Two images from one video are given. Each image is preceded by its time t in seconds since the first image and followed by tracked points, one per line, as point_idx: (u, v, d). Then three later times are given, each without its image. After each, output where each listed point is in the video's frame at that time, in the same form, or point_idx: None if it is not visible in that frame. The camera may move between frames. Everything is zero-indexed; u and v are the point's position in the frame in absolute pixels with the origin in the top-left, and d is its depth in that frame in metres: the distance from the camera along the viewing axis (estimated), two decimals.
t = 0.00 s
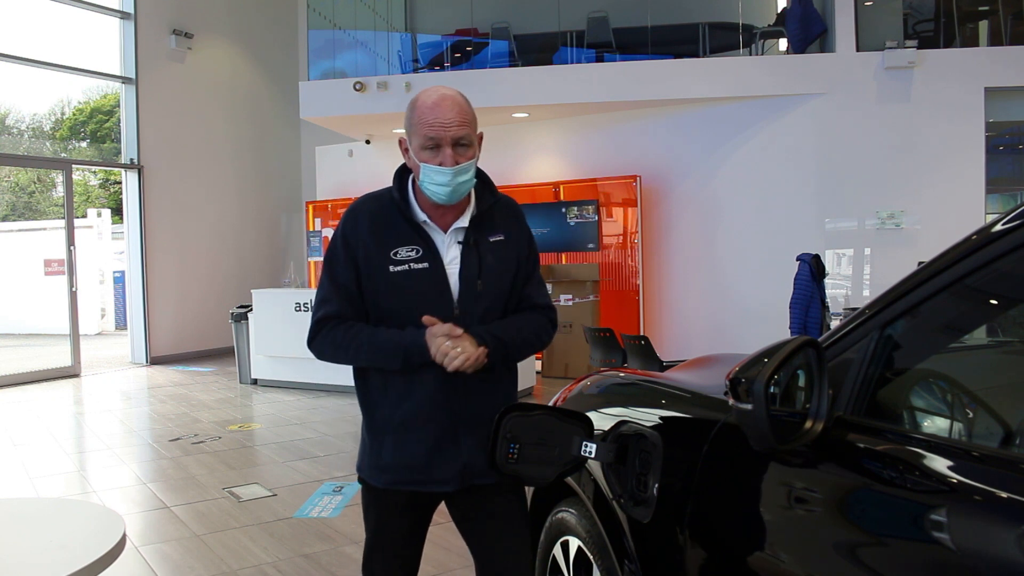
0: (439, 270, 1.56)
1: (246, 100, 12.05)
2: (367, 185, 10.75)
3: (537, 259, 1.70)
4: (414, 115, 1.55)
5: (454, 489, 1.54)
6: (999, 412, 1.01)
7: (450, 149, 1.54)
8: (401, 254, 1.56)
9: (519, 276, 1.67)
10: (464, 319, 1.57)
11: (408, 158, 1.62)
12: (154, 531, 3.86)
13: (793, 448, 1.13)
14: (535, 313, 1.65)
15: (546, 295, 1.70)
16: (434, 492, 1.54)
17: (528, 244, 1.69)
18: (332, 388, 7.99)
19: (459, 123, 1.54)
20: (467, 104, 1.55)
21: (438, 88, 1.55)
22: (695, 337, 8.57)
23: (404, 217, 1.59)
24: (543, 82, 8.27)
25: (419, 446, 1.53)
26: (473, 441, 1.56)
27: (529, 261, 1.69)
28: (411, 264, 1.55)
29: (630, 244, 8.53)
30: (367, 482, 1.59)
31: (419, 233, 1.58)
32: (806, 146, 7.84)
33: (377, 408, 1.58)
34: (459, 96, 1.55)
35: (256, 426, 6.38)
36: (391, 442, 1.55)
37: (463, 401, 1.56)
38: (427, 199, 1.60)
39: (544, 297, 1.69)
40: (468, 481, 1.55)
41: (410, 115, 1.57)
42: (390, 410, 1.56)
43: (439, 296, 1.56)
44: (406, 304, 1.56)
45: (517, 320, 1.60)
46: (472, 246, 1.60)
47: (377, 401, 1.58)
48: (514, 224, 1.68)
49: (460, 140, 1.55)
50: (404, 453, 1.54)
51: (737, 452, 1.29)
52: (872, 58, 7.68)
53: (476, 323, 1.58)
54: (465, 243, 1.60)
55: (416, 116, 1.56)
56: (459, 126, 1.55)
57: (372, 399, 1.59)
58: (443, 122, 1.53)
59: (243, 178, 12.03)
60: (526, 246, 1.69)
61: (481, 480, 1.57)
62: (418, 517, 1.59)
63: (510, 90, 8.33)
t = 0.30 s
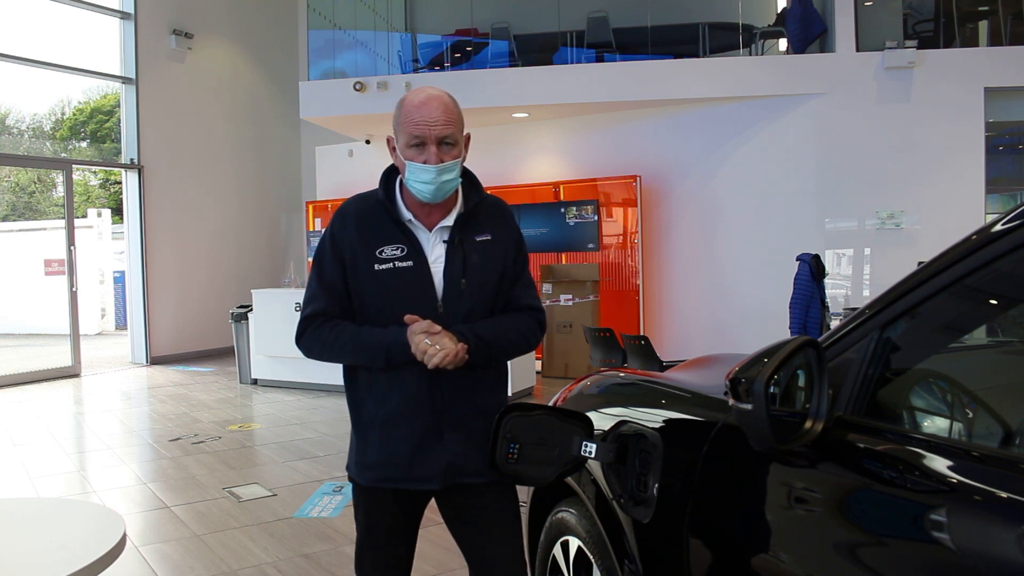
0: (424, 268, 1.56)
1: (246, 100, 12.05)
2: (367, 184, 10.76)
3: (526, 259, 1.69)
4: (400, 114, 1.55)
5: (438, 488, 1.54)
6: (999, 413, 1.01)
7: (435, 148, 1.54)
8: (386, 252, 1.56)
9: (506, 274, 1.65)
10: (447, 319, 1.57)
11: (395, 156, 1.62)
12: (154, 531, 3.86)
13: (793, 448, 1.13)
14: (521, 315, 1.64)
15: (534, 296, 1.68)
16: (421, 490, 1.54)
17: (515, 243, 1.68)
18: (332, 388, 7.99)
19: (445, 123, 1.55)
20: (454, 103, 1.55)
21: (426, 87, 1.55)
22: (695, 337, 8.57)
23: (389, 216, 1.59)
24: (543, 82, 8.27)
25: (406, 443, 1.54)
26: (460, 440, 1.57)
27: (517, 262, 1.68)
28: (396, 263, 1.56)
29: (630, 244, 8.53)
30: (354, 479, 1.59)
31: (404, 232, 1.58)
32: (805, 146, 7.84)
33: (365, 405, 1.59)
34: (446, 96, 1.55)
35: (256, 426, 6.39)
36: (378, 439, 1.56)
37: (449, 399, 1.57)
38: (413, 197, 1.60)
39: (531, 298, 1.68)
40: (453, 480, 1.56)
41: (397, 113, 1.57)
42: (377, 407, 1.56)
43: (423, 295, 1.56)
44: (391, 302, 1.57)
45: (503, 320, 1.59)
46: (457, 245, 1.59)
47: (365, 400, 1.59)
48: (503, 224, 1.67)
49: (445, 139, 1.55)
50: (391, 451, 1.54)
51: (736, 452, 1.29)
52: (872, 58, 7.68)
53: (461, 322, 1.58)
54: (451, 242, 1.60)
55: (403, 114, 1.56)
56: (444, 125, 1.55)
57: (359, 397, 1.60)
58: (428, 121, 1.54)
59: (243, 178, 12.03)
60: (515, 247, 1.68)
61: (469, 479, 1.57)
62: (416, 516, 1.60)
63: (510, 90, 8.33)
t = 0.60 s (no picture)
0: (419, 266, 1.57)
1: (246, 100, 12.05)
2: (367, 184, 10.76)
3: (518, 257, 1.70)
4: (395, 116, 1.55)
5: (437, 486, 1.54)
6: (999, 412, 1.01)
7: (431, 150, 1.54)
8: (381, 252, 1.57)
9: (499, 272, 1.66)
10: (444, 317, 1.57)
11: (388, 158, 1.62)
12: (154, 531, 3.86)
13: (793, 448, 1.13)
14: (516, 311, 1.64)
15: (527, 292, 1.69)
16: (419, 489, 1.54)
17: (507, 241, 1.69)
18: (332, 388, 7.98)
19: (440, 125, 1.55)
20: (448, 106, 1.55)
21: (421, 90, 1.56)
22: (695, 337, 8.57)
23: (382, 216, 1.59)
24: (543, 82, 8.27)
25: (404, 442, 1.54)
26: (457, 438, 1.57)
27: (510, 260, 1.69)
28: (392, 262, 1.56)
29: (630, 244, 8.53)
30: (352, 480, 1.59)
31: (398, 232, 1.58)
32: (806, 146, 7.84)
33: (362, 405, 1.59)
34: (441, 99, 1.55)
35: (256, 426, 6.38)
36: (375, 439, 1.56)
37: (447, 398, 1.57)
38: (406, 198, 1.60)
39: (524, 294, 1.68)
40: (452, 478, 1.56)
41: (392, 116, 1.57)
42: (374, 407, 1.56)
43: (419, 294, 1.56)
44: (386, 301, 1.57)
45: (498, 317, 1.60)
46: (451, 243, 1.60)
47: (362, 401, 1.59)
48: (495, 223, 1.68)
49: (441, 141, 1.55)
50: (389, 451, 1.54)
51: (736, 452, 1.29)
52: (872, 58, 7.68)
53: (456, 320, 1.58)
54: (445, 240, 1.60)
55: (398, 116, 1.55)
56: (440, 126, 1.55)
57: (356, 398, 1.60)
58: (424, 123, 1.54)
59: (243, 178, 12.02)
60: (507, 244, 1.68)
61: (468, 477, 1.57)
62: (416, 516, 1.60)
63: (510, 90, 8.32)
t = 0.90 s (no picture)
0: (421, 267, 1.56)
1: (246, 100, 12.05)
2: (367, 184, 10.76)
3: (517, 257, 1.70)
4: (396, 115, 1.55)
5: (440, 485, 1.54)
6: (999, 412, 1.02)
7: (432, 149, 1.54)
8: (383, 252, 1.56)
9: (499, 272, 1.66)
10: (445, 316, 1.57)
11: (387, 157, 1.62)
12: (154, 531, 3.85)
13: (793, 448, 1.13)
14: (516, 310, 1.64)
15: (527, 291, 1.69)
16: (420, 488, 1.54)
17: (506, 241, 1.69)
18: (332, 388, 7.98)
19: (441, 124, 1.55)
20: (449, 106, 1.56)
21: (422, 89, 1.55)
22: (695, 336, 8.57)
23: (383, 217, 1.59)
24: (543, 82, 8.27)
25: (405, 441, 1.54)
26: (459, 437, 1.57)
27: (510, 259, 1.69)
28: (393, 262, 1.56)
29: (630, 244, 8.53)
30: (354, 481, 1.59)
31: (399, 232, 1.58)
32: (806, 146, 7.84)
33: (363, 406, 1.59)
34: (441, 98, 1.55)
35: (256, 426, 6.39)
36: (376, 439, 1.56)
37: (447, 397, 1.57)
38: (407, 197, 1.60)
39: (525, 293, 1.68)
40: (454, 478, 1.56)
41: (392, 115, 1.57)
42: (375, 407, 1.57)
43: (421, 294, 1.56)
44: (388, 301, 1.57)
45: (499, 316, 1.60)
46: (452, 244, 1.60)
47: (363, 401, 1.59)
48: (495, 223, 1.68)
49: (442, 141, 1.55)
50: (390, 450, 1.54)
51: (736, 452, 1.29)
52: (872, 58, 7.68)
53: (457, 320, 1.58)
54: (446, 240, 1.60)
55: (399, 116, 1.55)
56: (440, 126, 1.55)
57: (358, 398, 1.60)
58: (425, 123, 1.54)
59: (243, 178, 12.02)
60: (506, 244, 1.68)
61: (470, 476, 1.57)
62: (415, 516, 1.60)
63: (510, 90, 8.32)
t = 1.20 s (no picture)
0: (424, 269, 1.57)
1: (246, 100, 12.05)
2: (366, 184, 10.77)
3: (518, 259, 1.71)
4: (404, 115, 1.55)
5: (441, 486, 1.54)
6: (999, 412, 1.02)
7: (439, 149, 1.54)
8: (386, 254, 1.56)
9: (500, 273, 1.67)
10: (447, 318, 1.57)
11: (394, 157, 1.62)
12: (154, 531, 3.86)
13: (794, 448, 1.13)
14: (517, 312, 1.65)
15: (527, 293, 1.70)
16: (422, 489, 1.54)
17: (507, 243, 1.69)
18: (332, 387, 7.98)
19: (449, 126, 1.55)
20: (457, 108, 1.56)
21: (429, 91, 1.56)
22: (695, 337, 8.57)
23: (387, 217, 1.59)
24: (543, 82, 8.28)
25: (406, 442, 1.54)
26: (459, 438, 1.57)
27: (510, 260, 1.70)
28: (396, 264, 1.56)
29: (630, 244, 8.53)
30: (355, 481, 1.59)
31: (402, 233, 1.58)
32: (806, 146, 7.84)
33: (364, 406, 1.59)
34: (449, 101, 1.56)
35: (256, 426, 6.38)
36: (377, 440, 1.56)
37: (447, 398, 1.57)
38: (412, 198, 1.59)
39: (525, 295, 1.69)
40: (455, 478, 1.56)
41: (400, 115, 1.57)
42: (375, 408, 1.56)
43: (423, 295, 1.56)
44: (390, 302, 1.57)
45: (501, 318, 1.60)
46: (455, 246, 1.60)
47: (363, 403, 1.59)
48: (496, 225, 1.68)
49: (450, 142, 1.55)
50: (391, 451, 1.54)
51: (737, 452, 1.29)
52: (872, 58, 7.68)
53: (459, 321, 1.59)
54: (449, 242, 1.60)
55: (407, 115, 1.55)
56: (448, 127, 1.55)
57: (358, 399, 1.60)
58: (433, 123, 1.54)
59: (243, 178, 12.02)
60: (507, 246, 1.69)
61: (470, 476, 1.57)
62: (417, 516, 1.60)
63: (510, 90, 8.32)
